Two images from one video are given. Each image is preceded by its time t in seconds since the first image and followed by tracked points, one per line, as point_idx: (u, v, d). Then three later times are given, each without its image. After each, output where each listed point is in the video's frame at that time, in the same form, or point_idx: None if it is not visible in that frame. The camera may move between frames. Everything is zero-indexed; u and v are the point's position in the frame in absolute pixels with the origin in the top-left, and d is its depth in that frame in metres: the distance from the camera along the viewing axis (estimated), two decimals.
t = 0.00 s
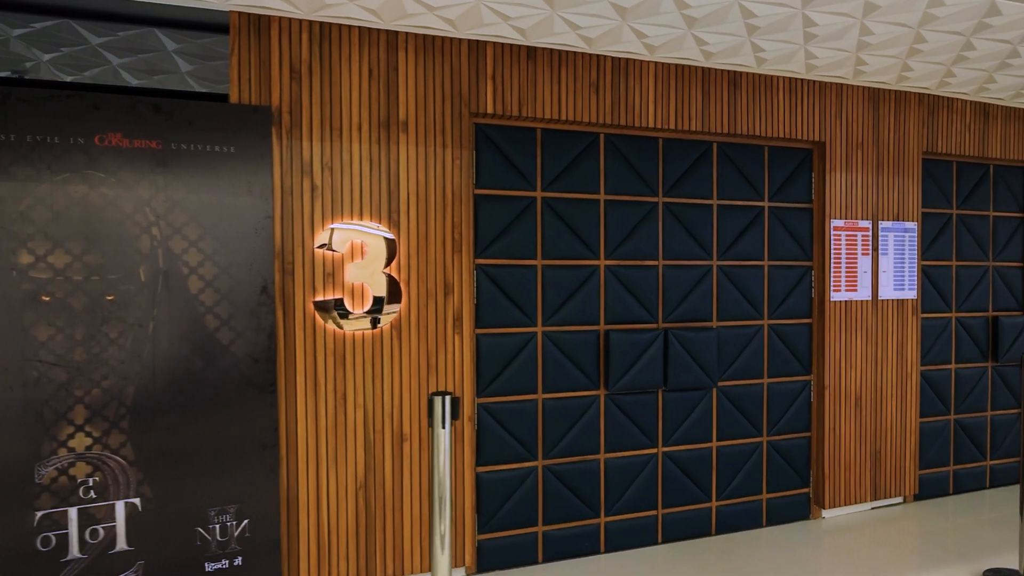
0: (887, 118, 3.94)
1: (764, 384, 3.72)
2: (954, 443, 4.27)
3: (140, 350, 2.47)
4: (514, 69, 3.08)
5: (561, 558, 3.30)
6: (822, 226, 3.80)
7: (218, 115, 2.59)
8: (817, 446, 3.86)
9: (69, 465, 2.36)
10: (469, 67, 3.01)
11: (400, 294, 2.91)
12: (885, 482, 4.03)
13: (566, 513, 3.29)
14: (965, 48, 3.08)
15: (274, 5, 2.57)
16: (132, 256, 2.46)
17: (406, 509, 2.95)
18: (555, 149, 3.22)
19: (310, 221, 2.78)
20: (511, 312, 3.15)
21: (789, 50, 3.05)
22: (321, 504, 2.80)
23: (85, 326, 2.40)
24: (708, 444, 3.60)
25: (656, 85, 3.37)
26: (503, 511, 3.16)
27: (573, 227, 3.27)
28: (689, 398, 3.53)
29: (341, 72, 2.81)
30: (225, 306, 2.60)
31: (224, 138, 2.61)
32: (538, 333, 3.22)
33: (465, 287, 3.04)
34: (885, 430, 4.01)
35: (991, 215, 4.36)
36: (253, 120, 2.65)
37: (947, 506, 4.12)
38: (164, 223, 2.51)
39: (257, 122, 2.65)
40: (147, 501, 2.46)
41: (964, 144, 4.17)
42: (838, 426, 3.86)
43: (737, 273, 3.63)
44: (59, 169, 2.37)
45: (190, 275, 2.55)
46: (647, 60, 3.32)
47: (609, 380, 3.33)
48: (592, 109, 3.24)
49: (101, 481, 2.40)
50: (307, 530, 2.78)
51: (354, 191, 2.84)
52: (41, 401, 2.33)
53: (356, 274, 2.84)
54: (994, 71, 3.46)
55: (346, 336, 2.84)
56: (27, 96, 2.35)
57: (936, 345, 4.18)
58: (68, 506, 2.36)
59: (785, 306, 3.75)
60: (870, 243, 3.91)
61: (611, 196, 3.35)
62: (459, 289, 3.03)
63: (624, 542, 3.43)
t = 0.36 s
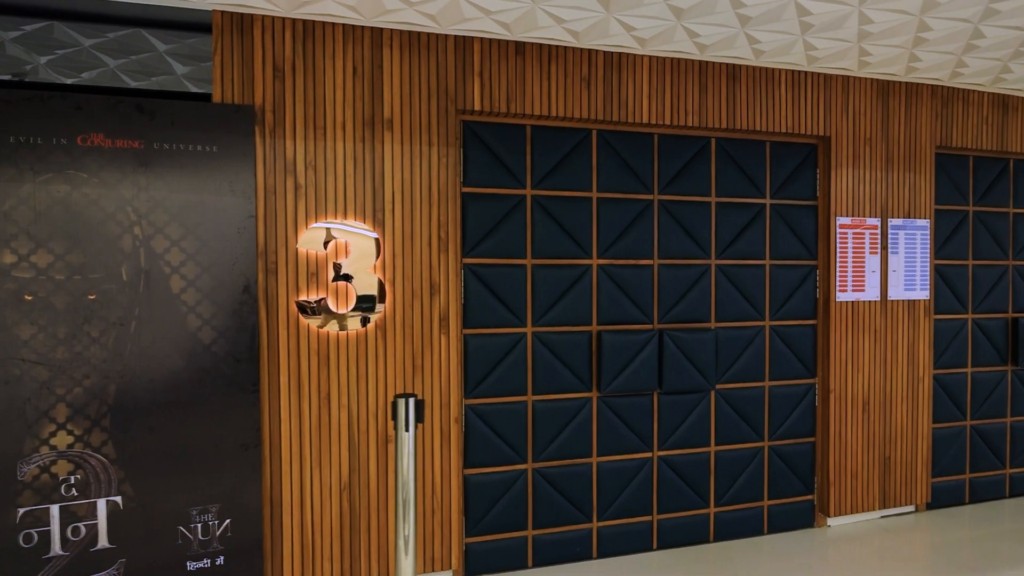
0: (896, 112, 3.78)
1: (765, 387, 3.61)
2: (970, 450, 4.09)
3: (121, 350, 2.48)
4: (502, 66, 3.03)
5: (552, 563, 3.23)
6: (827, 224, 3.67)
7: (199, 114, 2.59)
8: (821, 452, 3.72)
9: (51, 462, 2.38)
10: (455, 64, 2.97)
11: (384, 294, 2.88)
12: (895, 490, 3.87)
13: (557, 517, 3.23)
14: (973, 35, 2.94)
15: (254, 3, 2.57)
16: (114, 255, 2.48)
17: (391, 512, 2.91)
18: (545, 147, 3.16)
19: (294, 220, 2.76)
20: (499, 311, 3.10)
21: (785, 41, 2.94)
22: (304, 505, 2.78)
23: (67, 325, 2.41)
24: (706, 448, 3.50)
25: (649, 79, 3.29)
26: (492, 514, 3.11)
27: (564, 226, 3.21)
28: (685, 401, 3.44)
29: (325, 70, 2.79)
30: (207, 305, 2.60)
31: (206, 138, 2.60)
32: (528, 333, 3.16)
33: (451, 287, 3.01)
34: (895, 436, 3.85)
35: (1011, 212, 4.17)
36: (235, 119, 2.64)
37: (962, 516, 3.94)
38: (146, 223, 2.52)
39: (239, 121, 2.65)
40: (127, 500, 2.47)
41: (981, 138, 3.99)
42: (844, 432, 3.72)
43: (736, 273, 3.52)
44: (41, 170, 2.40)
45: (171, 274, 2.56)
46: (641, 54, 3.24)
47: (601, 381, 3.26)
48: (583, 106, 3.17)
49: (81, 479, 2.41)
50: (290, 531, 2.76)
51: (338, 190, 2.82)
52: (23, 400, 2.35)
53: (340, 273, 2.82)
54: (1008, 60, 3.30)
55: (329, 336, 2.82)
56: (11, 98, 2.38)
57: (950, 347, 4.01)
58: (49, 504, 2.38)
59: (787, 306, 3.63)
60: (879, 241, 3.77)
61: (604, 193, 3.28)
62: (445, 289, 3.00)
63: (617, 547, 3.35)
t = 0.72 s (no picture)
0: (907, 105, 3.64)
1: (768, 389, 3.51)
2: (989, 457, 3.91)
3: (109, 348, 2.51)
4: (491, 63, 3.00)
5: (543, 566, 3.18)
6: (833, 222, 3.55)
7: (186, 115, 2.62)
8: (827, 457, 3.60)
9: (40, 458, 2.43)
10: (443, 61, 2.95)
11: (372, 294, 2.87)
12: (906, 498, 3.73)
13: (549, 520, 3.18)
14: (981, 23, 2.87)
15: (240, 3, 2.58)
16: (102, 255, 2.51)
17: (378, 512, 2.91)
18: (536, 145, 3.12)
19: (281, 219, 2.77)
20: (489, 311, 3.07)
21: (782, 32, 2.87)
22: (291, 504, 2.79)
23: (56, 324, 2.46)
24: (704, 452, 3.42)
25: (644, 75, 3.22)
26: (482, 515, 3.08)
27: (556, 224, 3.16)
28: (682, 403, 3.36)
29: (312, 69, 2.79)
30: (194, 304, 2.62)
31: (193, 138, 2.63)
32: (519, 333, 3.12)
33: (440, 287, 2.99)
34: (906, 442, 3.71)
35: None
36: (222, 120, 2.66)
37: (979, 526, 3.77)
38: (134, 223, 2.55)
39: (226, 122, 2.66)
40: (115, 496, 2.51)
41: (1000, 131, 3.81)
42: (851, 436, 3.59)
43: (736, 272, 3.43)
44: (31, 171, 2.44)
45: (159, 273, 2.58)
46: (635, 48, 3.18)
47: (595, 382, 3.20)
48: (576, 102, 3.12)
49: (70, 475, 2.46)
50: (277, 529, 2.77)
51: (326, 189, 2.82)
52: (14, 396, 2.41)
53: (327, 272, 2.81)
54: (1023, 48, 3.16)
55: (317, 335, 2.82)
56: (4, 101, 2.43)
57: (967, 350, 3.84)
58: (38, 499, 2.43)
59: (790, 307, 3.52)
60: (888, 240, 3.63)
61: (597, 191, 3.22)
62: (433, 288, 2.98)
63: (612, 552, 3.28)
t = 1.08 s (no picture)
0: (916, 98, 3.52)
1: (768, 391, 3.42)
2: (1004, 463, 3.76)
3: (102, 346, 2.57)
4: (481, 61, 2.99)
5: (535, 567, 3.16)
6: (837, 220, 3.45)
7: (177, 117, 2.66)
8: (830, 461, 3.51)
9: (35, 452, 2.50)
10: (433, 60, 2.94)
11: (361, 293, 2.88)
12: (915, 504, 3.61)
13: (541, 521, 3.16)
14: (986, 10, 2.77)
15: (229, 6, 2.62)
16: (96, 254, 2.57)
17: (367, 510, 2.92)
18: (528, 143, 3.10)
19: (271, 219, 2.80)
20: (480, 310, 3.05)
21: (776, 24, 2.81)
22: (281, 501, 2.81)
23: (51, 321, 2.52)
24: (702, 455, 3.35)
25: (638, 71, 3.17)
26: (472, 516, 3.07)
27: (548, 223, 3.13)
28: (678, 405, 3.30)
29: (302, 70, 2.81)
30: (185, 303, 2.66)
31: (184, 140, 2.67)
32: (510, 333, 3.10)
33: (429, 286, 2.98)
34: (914, 447, 3.59)
35: None
36: (213, 121, 2.69)
37: (994, 535, 3.62)
38: (126, 223, 2.60)
39: (217, 123, 2.70)
40: (106, 490, 2.56)
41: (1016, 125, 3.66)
42: (856, 441, 3.49)
43: (735, 271, 3.36)
44: (27, 173, 2.51)
45: (151, 273, 2.63)
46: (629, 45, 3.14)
47: (587, 383, 3.17)
48: (568, 100, 3.09)
49: (64, 469, 2.52)
50: (267, 526, 2.79)
51: (315, 189, 2.84)
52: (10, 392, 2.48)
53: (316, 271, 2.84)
54: None
55: (307, 334, 2.84)
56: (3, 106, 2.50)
57: (980, 352, 3.70)
58: (34, 492, 2.50)
59: (792, 307, 3.43)
60: (895, 238, 3.52)
61: (590, 189, 3.18)
62: (423, 288, 2.98)
63: (605, 554, 3.24)
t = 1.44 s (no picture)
0: (920, 93, 3.42)
1: (766, 393, 3.36)
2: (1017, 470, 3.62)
3: (97, 343, 2.64)
4: (470, 60, 2.99)
5: (526, 568, 3.15)
6: (837, 218, 3.37)
7: (170, 120, 2.72)
8: (831, 465, 3.42)
9: (33, 446, 2.58)
10: (422, 61, 2.96)
11: (350, 292, 2.91)
12: (921, 510, 3.50)
13: (532, 521, 3.15)
14: None
15: (220, 11, 2.67)
16: (91, 254, 2.64)
17: (356, 507, 2.94)
18: (518, 142, 3.09)
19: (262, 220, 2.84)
20: (470, 309, 3.06)
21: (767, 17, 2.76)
22: (271, 497, 2.85)
23: (49, 319, 2.60)
24: (696, 457, 3.31)
25: (630, 68, 3.14)
26: (462, 514, 3.08)
27: (538, 222, 3.12)
28: (673, 406, 3.26)
29: (292, 73, 2.86)
30: (178, 301, 2.72)
31: (177, 142, 2.73)
32: (500, 332, 3.10)
33: (418, 285, 3.00)
34: (919, 451, 3.48)
35: None
36: (205, 124, 2.75)
37: (1005, 544, 3.49)
38: (121, 223, 2.67)
39: (209, 125, 2.75)
40: (100, 483, 2.63)
41: None
42: (857, 444, 3.40)
43: (730, 271, 3.30)
44: (27, 175, 2.60)
45: (145, 272, 2.70)
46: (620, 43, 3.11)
47: (579, 383, 3.15)
48: (558, 98, 3.07)
49: (61, 462, 2.60)
50: (257, 521, 2.84)
51: (306, 189, 2.88)
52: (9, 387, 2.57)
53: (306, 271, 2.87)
54: None
55: (297, 333, 2.88)
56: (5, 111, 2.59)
57: (991, 354, 3.57)
58: (32, 484, 2.58)
59: (790, 307, 3.37)
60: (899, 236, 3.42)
61: (582, 188, 3.16)
62: (412, 286, 2.99)
63: (597, 555, 3.22)
